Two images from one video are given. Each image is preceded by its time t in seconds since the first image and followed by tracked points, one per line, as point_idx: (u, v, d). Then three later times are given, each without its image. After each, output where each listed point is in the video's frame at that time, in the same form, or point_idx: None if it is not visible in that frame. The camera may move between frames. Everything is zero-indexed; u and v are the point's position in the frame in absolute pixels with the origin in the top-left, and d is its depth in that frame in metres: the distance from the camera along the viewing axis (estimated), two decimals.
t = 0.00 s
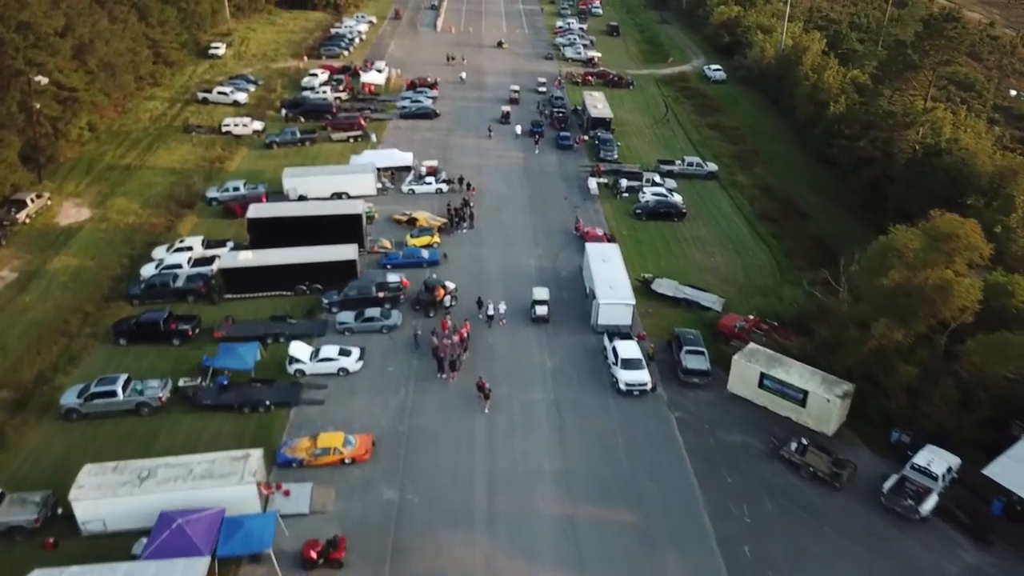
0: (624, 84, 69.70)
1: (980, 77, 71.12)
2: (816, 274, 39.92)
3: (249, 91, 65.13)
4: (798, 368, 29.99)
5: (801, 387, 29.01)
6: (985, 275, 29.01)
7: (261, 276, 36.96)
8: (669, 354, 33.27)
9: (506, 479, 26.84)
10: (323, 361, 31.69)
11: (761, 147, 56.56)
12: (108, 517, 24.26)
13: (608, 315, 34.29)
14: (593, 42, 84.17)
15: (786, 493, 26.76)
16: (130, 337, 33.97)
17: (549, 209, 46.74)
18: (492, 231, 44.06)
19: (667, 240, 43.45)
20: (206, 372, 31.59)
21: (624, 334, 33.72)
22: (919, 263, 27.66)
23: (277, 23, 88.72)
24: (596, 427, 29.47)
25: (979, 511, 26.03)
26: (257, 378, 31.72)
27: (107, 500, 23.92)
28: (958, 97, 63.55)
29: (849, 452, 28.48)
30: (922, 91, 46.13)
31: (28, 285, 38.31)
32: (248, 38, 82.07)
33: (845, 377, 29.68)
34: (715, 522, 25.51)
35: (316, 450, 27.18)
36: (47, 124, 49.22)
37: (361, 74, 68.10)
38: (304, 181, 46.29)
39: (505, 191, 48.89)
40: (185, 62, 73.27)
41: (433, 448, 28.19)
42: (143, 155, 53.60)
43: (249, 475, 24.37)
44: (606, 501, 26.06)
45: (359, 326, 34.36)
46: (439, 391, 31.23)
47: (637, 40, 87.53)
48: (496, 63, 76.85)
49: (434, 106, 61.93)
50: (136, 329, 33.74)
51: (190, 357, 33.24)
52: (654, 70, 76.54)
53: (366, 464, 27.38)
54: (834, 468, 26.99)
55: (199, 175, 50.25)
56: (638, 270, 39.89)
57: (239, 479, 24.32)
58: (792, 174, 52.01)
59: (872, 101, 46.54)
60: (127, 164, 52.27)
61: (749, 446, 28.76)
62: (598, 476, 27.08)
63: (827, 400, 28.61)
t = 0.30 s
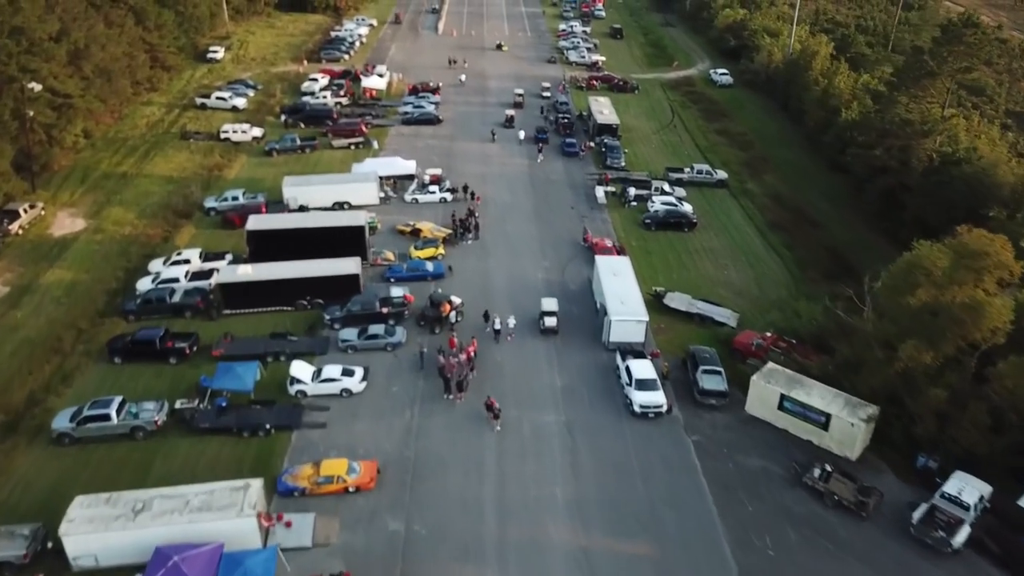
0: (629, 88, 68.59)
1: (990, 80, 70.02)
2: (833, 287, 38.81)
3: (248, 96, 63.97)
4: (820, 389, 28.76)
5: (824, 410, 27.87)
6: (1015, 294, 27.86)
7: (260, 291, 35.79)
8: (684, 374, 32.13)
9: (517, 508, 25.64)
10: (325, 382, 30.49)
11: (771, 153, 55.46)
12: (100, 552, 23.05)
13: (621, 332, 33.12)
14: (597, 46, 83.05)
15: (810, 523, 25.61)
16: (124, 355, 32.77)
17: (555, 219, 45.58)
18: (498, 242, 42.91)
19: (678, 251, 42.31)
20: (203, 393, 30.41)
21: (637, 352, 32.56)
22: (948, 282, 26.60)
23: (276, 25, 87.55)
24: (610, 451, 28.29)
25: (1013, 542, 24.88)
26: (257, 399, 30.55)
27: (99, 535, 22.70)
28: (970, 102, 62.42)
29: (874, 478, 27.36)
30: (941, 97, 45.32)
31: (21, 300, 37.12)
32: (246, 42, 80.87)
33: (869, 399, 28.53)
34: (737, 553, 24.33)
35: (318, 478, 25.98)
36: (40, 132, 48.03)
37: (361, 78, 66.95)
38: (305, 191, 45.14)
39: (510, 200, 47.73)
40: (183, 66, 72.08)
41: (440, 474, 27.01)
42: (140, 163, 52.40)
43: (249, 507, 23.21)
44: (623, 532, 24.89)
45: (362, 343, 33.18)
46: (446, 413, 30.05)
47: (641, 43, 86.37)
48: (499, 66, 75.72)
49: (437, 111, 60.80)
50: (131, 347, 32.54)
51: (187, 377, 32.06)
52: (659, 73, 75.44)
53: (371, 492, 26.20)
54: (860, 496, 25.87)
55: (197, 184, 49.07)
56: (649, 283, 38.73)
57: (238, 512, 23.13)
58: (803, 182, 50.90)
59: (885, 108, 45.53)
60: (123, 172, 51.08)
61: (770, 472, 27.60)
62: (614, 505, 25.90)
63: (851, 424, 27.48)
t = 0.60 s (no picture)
0: (635, 93, 67.43)
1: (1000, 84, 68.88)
2: (849, 301, 37.68)
3: (246, 101, 62.77)
4: (842, 412, 27.58)
5: (848, 434, 26.78)
6: None
7: (259, 306, 34.62)
8: (699, 394, 31.01)
9: (529, 541, 24.51)
10: (327, 404, 29.32)
11: (780, 160, 54.28)
12: None
13: (633, 350, 31.99)
14: (600, 49, 81.90)
15: (835, 555, 24.44)
16: (118, 375, 31.57)
17: (562, 230, 44.41)
18: (504, 254, 41.76)
19: (689, 263, 41.15)
20: (200, 415, 29.23)
21: (650, 371, 31.42)
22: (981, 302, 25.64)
23: (275, 28, 86.35)
24: (625, 478, 27.15)
25: None
26: (255, 422, 29.38)
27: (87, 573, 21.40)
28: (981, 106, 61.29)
29: (900, 506, 26.23)
30: (958, 106, 44.32)
31: (12, 316, 35.89)
32: (245, 45, 79.65)
33: (894, 424, 27.35)
34: None
35: (320, 509, 24.81)
36: (33, 140, 46.78)
37: (362, 83, 65.76)
38: (305, 201, 43.96)
39: (515, 209, 46.56)
40: (180, 71, 70.87)
41: (448, 504, 25.87)
42: (135, 171, 51.18)
43: (248, 542, 22.00)
44: (641, 566, 23.73)
45: (365, 362, 32.02)
46: (453, 436, 28.88)
47: (645, 46, 85.17)
48: (501, 70, 74.55)
49: (439, 117, 59.64)
50: (125, 366, 31.37)
51: (183, 397, 30.87)
52: (664, 77, 74.31)
53: (376, 523, 25.02)
54: (888, 526, 24.70)
55: (195, 193, 47.88)
56: (661, 297, 37.57)
57: (236, 548, 21.88)
58: (815, 190, 49.79)
59: (901, 115, 44.35)
60: (119, 181, 49.89)
61: (792, 500, 26.44)
62: (631, 537, 24.76)
63: (875, 450, 26.35)
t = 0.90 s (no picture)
0: (639, 97, 66.30)
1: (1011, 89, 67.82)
2: (866, 315, 36.54)
3: (244, 106, 61.61)
4: (865, 436, 26.46)
5: (871, 460, 25.69)
6: None
7: (257, 323, 33.48)
8: (714, 415, 29.91)
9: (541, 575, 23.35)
10: (328, 427, 28.16)
11: (790, 167, 53.16)
12: None
13: (644, 368, 30.84)
14: (604, 52, 80.74)
15: None
16: (110, 396, 30.41)
17: (569, 240, 43.26)
18: (509, 265, 40.60)
19: (699, 275, 40.04)
20: (195, 439, 28.08)
21: (662, 391, 30.28)
22: (1011, 323, 24.21)
23: (274, 31, 85.24)
24: (638, 505, 26.00)
25: None
26: (253, 446, 28.22)
27: None
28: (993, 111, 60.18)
29: (927, 535, 25.07)
30: (976, 113, 43.25)
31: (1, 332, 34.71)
32: (244, 48, 78.49)
33: (918, 449, 26.19)
34: None
35: (321, 541, 23.65)
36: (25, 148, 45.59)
37: (362, 87, 64.60)
38: (304, 211, 42.82)
39: (520, 219, 45.41)
40: (178, 75, 69.72)
41: (454, 534, 24.72)
42: (130, 180, 50.01)
43: None
44: None
45: (367, 381, 30.89)
46: (460, 461, 27.73)
47: (649, 49, 84.04)
48: (504, 74, 73.41)
49: (441, 122, 58.50)
50: (117, 386, 30.22)
51: (178, 419, 29.72)
52: (669, 81, 73.18)
53: (379, 555, 23.84)
54: (915, 558, 23.51)
55: (191, 202, 46.72)
56: (671, 311, 36.45)
57: None
58: (826, 198, 48.65)
59: (917, 124, 43.20)
60: (114, 189, 48.74)
61: (813, 530, 25.30)
62: (646, 569, 23.59)
63: (900, 477, 25.23)
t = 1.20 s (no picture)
0: (644, 102, 65.21)
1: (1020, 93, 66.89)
2: (882, 331, 35.45)
3: (241, 112, 60.44)
4: (888, 462, 25.32)
5: (895, 489, 24.55)
6: None
7: (253, 340, 32.32)
8: (728, 437, 28.78)
9: None
10: (327, 453, 27.01)
11: (799, 174, 52.08)
12: None
13: (657, 389, 29.69)
14: (607, 55, 79.60)
15: None
16: (101, 418, 29.24)
17: (575, 251, 42.13)
18: (514, 278, 39.47)
19: (709, 287, 38.93)
20: (189, 465, 26.92)
21: (675, 412, 29.13)
22: None
23: (272, 34, 84.08)
24: (652, 536, 24.82)
25: None
26: (249, 472, 27.07)
27: None
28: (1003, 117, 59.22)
29: (955, 568, 23.94)
30: (993, 121, 42.25)
31: None
32: (241, 52, 77.29)
33: (944, 476, 25.06)
34: None
35: None
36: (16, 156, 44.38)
37: (362, 92, 63.49)
38: (302, 222, 41.68)
39: (524, 229, 44.28)
40: (174, 79, 68.53)
41: (460, 569, 23.55)
42: (125, 188, 48.83)
43: None
44: None
45: (368, 403, 29.76)
46: (465, 488, 26.56)
47: (652, 51, 82.94)
48: (506, 78, 72.31)
49: (442, 128, 57.39)
50: (108, 408, 29.05)
51: (171, 443, 28.57)
52: (674, 85, 72.11)
53: None
54: None
55: (186, 211, 45.54)
56: (682, 327, 35.34)
57: None
58: (837, 207, 47.59)
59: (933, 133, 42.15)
60: (108, 198, 47.57)
61: (836, 562, 24.16)
62: None
63: (926, 506, 24.10)
